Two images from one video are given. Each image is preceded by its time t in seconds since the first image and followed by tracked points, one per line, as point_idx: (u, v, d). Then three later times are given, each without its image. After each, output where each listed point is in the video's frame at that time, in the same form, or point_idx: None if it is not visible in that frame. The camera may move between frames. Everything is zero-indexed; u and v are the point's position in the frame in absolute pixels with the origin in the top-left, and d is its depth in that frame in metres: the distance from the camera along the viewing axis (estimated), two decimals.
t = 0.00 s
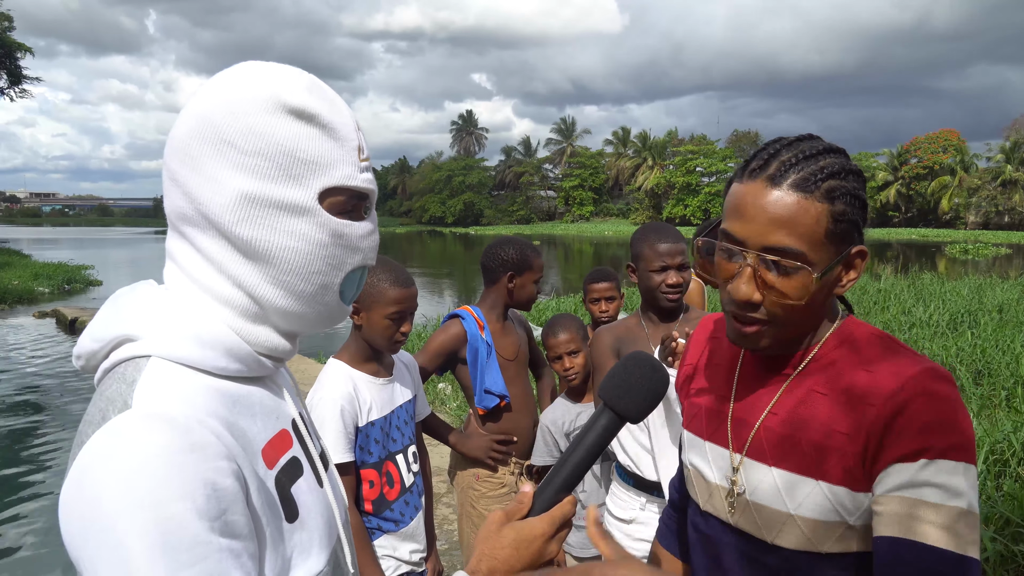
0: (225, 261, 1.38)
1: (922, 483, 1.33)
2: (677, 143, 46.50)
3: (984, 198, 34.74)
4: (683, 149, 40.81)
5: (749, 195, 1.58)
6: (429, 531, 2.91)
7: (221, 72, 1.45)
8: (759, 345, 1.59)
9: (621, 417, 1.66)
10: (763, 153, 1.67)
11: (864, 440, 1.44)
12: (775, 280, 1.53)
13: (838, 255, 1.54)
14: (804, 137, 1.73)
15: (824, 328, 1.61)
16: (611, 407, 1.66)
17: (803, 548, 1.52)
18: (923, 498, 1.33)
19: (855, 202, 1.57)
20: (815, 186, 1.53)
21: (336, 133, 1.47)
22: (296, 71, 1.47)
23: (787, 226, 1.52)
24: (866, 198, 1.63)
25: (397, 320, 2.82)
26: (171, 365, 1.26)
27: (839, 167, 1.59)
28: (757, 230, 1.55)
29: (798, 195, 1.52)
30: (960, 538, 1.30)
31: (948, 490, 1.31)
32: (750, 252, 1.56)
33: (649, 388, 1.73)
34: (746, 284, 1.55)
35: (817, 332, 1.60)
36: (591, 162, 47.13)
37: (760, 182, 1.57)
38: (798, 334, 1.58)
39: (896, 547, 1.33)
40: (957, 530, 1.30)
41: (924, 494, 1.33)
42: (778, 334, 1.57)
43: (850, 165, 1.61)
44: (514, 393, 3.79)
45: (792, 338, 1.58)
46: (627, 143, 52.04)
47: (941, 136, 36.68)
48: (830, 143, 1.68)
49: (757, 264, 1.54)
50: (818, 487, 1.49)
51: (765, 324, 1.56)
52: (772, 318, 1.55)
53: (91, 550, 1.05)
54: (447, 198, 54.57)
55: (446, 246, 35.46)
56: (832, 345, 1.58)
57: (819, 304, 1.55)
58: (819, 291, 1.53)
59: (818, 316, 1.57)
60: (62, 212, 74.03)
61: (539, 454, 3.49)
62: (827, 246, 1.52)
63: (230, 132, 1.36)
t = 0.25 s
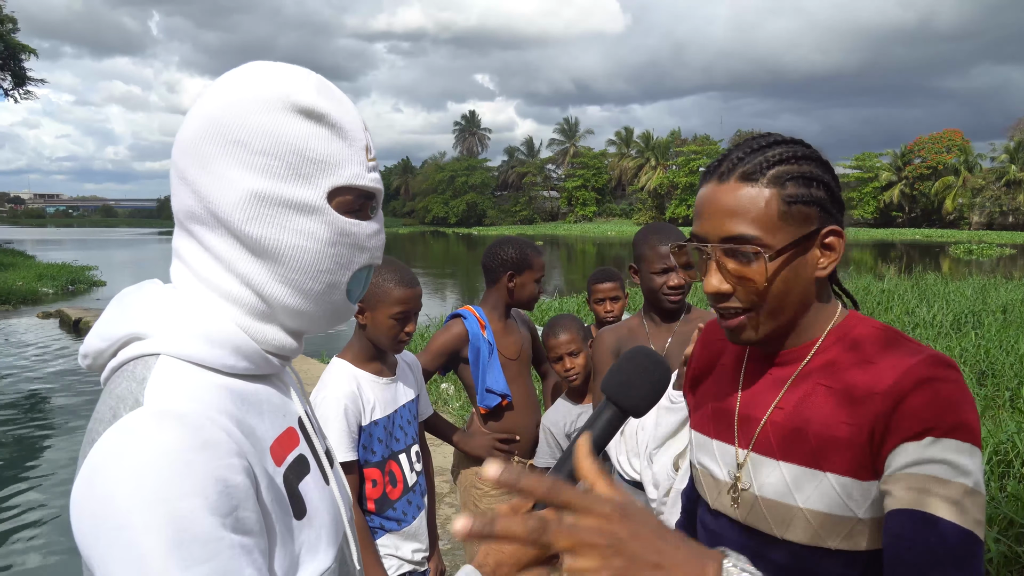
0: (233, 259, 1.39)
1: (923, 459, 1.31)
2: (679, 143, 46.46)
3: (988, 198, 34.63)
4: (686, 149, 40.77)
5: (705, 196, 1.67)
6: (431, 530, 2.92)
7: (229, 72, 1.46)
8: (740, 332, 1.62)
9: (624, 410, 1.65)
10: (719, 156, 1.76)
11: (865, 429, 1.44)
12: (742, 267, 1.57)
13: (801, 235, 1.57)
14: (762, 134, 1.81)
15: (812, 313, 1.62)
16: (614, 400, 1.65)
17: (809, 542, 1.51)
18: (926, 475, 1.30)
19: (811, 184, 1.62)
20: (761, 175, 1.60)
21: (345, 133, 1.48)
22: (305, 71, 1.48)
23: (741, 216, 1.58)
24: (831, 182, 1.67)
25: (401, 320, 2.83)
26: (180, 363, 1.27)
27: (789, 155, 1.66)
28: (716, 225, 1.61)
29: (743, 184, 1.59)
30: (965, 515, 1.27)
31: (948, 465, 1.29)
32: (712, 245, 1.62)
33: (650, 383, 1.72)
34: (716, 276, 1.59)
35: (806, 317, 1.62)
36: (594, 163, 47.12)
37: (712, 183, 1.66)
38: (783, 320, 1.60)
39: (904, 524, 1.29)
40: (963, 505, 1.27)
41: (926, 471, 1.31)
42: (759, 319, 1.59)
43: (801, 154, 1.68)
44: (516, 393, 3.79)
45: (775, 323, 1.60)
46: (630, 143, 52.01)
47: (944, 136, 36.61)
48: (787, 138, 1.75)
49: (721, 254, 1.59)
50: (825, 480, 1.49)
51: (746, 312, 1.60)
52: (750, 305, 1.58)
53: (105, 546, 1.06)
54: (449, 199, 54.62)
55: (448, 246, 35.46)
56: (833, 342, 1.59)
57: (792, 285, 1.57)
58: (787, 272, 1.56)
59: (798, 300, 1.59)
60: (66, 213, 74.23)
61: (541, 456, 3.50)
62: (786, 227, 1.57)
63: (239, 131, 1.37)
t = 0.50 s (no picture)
0: (239, 258, 1.40)
1: (975, 466, 1.28)
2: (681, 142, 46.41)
3: (990, 197, 34.55)
4: (687, 148, 40.73)
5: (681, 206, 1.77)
6: (432, 529, 2.92)
7: (233, 71, 1.46)
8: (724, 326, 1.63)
9: (628, 409, 1.66)
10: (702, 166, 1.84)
11: (882, 430, 1.43)
12: (705, 264, 1.62)
13: (764, 225, 1.59)
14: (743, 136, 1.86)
15: (797, 304, 1.60)
16: (618, 398, 1.66)
17: (813, 546, 1.51)
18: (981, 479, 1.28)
19: (775, 175, 1.65)
20: (717, 176, 1.68)
21: (351, 132, 1.49)
22: (309, 69, 1.48)
23: (702, 216, 1.66)
24: (805, 172, 1.68)
25: (402, 319, 2.84)
26: (185, 362, 1.27)
27: (755, 150, 1.71)
28: (690, 228, 1.70)
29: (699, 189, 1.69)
30: None
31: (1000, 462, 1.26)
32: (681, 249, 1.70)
33: (653, 379, 1.73)
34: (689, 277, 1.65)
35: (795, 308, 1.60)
36: (595, 162, 47.09)
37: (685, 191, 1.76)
38: (764, 312, 1.60)
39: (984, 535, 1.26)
40: None
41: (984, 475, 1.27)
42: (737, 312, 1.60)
43: (771, 147, 1.72)
44: (518, 391, 3.80)
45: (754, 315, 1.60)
46: (631, 142, 51.97)
47: (946, 135, 36.53)
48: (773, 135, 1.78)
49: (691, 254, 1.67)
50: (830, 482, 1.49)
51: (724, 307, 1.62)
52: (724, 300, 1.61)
53: (112, 545, 1.06)
54: (451, 198, 54.62)
55: (450, 246, 35.46)
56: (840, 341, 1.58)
57: (764, 274, 1.57)
58: (751, 262, 1.57)
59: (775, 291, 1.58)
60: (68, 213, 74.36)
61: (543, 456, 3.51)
62: (744, 218, 1.61)
63: (245, 130, 1.37)
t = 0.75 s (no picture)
0: (236, 255, 1.39)
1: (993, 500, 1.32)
2: (680, 141, 46.42)
3: (989, 195, 34.57)
4: (686, 147, 40.74)
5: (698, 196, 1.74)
6: (430, 527, 2.92)
7: (230, 69, 1.46)
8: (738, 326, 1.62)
9: (628, 405, 1.65)
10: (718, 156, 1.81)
11: (905, 439, 1.43)
12: (720, 259, 1.61)
13: (784, 223, 1.57)
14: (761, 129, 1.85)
15: (816, 306, 1.59)
16: (618, 395, 1.64)
17: (824, 556, 1.52)
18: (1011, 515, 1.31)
19: (798, 172, 1.63)
20: (738, 168, 1.66)
21: (347, 127, 1.48)
22: (304, 64, 1.48)
23: (721, 210, 1.65)
24: (830, 169, 1.66)
25: (399, 317, 2.84)
26: (183, 359, 1.27)
27: (778, 144, 1.69)
28: (701, 221, 1.69)
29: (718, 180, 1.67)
30: None
31: None
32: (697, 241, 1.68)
33: (654, 376, 1.72)
34: (701, 270, 1.65)
35: (811, 309, 1.59)
36: (594, 161, 47.08)
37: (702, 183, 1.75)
38: (780, 311, 1.58)
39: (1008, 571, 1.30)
40: None
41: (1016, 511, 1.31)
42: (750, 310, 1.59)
43: (793, 142, 1.70)
44: (516, 390, 3.80)
45: (770, 314, 1.58)
46: (630, 142, 51.96)
47: (945, 133, 36.56)
48: (790, 127, 1.76)
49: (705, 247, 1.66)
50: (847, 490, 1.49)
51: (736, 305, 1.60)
52: (737, 297, 1.60)
53: (108, 542, 1.06)
54: (450, 198, 54.61)
55: (449, 245, 35.44)
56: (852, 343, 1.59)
57: (781, 274, 1.56)
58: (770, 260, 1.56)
59: (792, 290, 1.57)
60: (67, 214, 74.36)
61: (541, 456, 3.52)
62: (764, 216, 1.59)
63: (240, 127, 1.37)
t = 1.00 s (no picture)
0: (232, 249, 1.40)
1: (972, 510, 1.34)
2: (677, 137, 46.40)
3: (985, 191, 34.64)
4: (683, 143, 40.74)
5: (718, 172, 1.70)
6: (426, 522, 2.94)
7: (227, 61, 1.46)
8: (741, 317, 1.63)
9: (630, 407, 1.67)
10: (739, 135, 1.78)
11: (891, 434, 1.44)
12: (738, 246, 1.59)
13: (807, 218, 1.56)
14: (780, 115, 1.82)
15: (823, 302, 1.60)
16: (620, 397, 1.67)
17: (818, 554, 1.52)
18: (967, 524, 1.35)
19: (826, 166, 1.62)
20: (768, 152, 1.62)
21: (344, 122, 1.48)
22: (302, 57, 1.48)
23: (745, 194, 1.60)
24: (854, 167, 1.67)
25: (395, 311, 2.85)
26: (177, 353, 1.28)
27: (807, 134, 1.68)
28: (718, 202, 1.65)
29: (748, 161, 1.62)
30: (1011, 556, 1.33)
31: (987, 512, 1.33)
32: (715, 222, 1.65)
33: (656, 378, 1.74)
34: (714, 254, 1.63)
35: (814, 306, 1.59)
36: (591, 156, 47.05)
37: (723, 161, 1.70)
38: (787, 303, 1.59)
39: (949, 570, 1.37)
40: (1005, 550, 1.33)
41: (972, 520, 1.34)
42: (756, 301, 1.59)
43: (820, 134, 1.69)
44: (513, 385, 3.81)
45: (777, 306, 1.58)
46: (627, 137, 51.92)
47: (941, 129, 36.61)
48: (812, 117, 1.75)
49: (721, 231, 1.63)
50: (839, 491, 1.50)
51: (744, 295, 1.60)
52: (749, 287, 1.59)
53: (100, 538, 1.07)
54: (447, 193, 54.57)
55: (445, 241, 35.42)
56: (847, 342, 1.59)
57: (795, 269, 1.56)
58: (790, 253, 1.55)
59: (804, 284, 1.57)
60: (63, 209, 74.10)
61: (538, 452, 3.54)
62: (788, 207, 1.57)
63: (237, 120, 1.37)
